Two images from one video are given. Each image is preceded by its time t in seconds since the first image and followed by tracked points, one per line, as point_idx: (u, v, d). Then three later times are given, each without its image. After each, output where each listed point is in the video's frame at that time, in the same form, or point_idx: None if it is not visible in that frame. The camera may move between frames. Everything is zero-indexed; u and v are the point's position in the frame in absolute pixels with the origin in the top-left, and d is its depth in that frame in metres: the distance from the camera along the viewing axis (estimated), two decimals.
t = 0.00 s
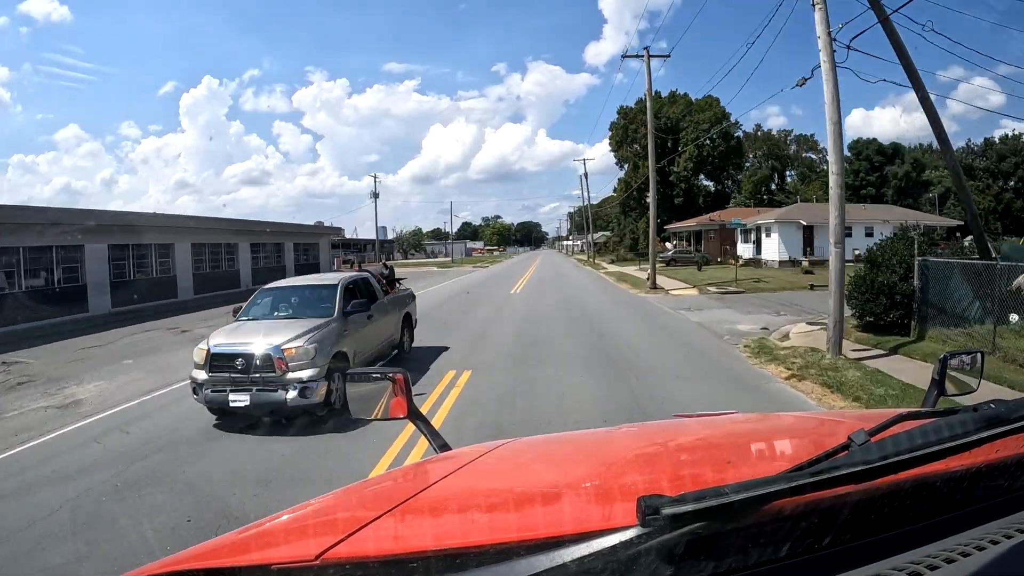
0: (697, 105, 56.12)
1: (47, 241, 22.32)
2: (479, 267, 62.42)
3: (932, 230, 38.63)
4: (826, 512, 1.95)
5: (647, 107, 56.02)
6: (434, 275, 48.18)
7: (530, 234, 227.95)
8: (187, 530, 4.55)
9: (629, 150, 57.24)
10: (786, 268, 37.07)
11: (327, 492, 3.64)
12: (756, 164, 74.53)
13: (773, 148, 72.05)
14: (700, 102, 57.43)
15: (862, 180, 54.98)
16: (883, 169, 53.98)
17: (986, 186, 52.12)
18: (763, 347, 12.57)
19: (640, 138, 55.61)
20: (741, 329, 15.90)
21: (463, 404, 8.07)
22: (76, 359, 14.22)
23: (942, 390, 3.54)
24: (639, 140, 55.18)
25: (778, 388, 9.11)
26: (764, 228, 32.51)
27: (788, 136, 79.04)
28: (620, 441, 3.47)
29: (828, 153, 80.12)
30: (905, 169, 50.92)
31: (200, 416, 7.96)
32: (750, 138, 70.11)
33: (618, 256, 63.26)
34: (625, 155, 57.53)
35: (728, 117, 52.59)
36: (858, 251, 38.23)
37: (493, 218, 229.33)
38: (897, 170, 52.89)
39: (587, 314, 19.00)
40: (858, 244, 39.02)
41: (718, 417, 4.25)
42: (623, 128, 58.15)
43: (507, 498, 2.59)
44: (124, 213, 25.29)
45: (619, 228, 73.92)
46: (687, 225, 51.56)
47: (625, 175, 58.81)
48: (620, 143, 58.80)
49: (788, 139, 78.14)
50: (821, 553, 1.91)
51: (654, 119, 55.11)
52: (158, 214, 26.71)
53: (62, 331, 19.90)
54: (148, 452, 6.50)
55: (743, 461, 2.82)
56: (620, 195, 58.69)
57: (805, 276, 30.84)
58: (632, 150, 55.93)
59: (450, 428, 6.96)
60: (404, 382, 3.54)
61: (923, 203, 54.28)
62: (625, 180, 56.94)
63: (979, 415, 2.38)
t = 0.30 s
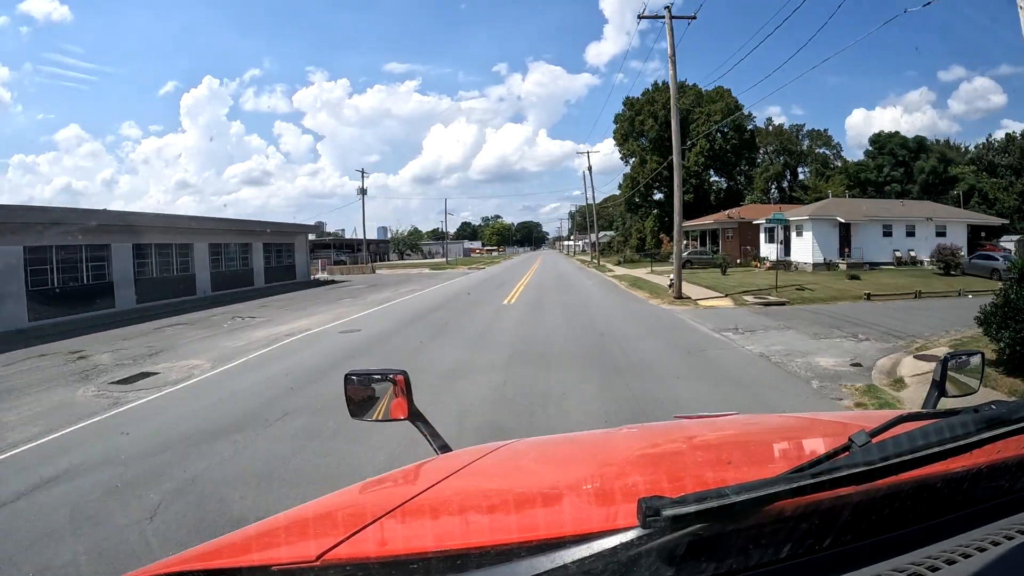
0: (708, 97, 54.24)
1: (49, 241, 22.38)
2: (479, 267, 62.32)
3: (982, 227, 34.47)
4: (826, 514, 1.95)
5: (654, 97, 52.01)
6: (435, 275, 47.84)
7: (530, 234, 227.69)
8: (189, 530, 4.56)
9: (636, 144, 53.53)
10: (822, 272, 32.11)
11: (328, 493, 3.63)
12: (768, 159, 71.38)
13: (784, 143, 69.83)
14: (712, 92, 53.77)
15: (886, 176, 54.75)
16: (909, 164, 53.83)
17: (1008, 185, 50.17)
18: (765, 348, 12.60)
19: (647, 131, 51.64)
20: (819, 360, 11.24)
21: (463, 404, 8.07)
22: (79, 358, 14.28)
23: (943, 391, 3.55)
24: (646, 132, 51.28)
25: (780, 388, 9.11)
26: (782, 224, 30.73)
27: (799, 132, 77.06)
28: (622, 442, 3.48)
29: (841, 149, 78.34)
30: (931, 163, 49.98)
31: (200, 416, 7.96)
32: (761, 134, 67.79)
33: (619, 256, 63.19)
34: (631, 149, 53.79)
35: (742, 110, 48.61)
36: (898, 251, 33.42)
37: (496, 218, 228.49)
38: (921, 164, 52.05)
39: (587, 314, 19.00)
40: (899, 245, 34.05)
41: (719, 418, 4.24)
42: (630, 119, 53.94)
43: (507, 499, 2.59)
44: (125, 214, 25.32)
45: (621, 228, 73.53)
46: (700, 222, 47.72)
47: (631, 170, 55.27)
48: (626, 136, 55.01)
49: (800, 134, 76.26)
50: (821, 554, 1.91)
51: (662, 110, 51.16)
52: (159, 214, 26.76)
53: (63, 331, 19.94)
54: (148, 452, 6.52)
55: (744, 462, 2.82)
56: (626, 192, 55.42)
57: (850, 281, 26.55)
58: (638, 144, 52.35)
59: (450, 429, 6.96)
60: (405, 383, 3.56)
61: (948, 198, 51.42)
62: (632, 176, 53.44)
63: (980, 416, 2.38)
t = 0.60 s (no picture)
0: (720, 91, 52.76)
1: (51, 242, 22.44)
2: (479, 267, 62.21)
3: None
4: (827, 513, 1.96)
5: (662, 86, 50.15)
6: (435, 275, 47.60)
7: (530, 234, 227.31)
8: (190, 529, 4.57)
9: (643, 137, 51.48)
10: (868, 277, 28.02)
11: (328, 493, 3.63)
12: (782, 154, 67.23)
13: (798, 136, 65.88)
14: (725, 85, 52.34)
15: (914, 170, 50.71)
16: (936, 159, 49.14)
17: None
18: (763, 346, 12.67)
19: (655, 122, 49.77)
20: (820, 360, 11.21)
21: (464, 404, 8.05)
22: (79, 359, 14.31)
23: (944, 390, 3.55)
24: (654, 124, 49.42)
25: (781, 388, 9.09)
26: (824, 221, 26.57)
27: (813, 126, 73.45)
28: (622, 442, 3.47)
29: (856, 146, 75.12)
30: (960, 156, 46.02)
31: (201, 416, 7.97)
32: (775, 127, 63.91)
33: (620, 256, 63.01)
34: (639, 141, 51.69)
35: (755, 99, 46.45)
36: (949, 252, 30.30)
37: (497, 217, 227.90)
38: (950, 159, 48.15)
39: (588, 314, 18.96)
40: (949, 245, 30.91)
41: (719, 418, 4.23)
42: (637, 110, 52.15)
43: (508, 498, 2.59)
44: (125, 214, 25.34)
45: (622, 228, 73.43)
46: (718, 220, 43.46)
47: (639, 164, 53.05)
48: (633, 128, 53.07)
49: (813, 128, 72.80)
50: (822, 553, 1.91)
51: (671, 100, 49.28)
52: (159, 215, 26.80)
53: (64, 331, 19.98)
54: (149, 452, 6.53)
55: (745, 461, 2.82)
56: (634, 187, 53.04)
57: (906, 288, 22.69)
58: (646, 136, 50.41)
59: (450, 429, 6.94)
60: (405, 383, 3.56)
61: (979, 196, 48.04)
62: (639, 170, 51.42)
63: (981, 415, 2.38)
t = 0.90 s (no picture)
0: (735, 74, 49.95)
1: (51, 241, 22.44)
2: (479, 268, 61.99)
3: None
4: (827, 510, 1.96)
5: (672, 74, 48.13)
6: (434, 275, 47.32)
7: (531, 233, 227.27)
8: (190, 527, 4.58)
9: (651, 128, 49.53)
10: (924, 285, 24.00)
11: (329, 491, 3.63)
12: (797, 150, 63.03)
13: (816, 130, 61.77)
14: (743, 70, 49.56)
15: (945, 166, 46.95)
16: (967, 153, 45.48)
17: None
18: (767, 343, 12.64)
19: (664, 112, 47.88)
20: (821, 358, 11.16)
21: (464, 403, 8.04)
22: (79, 358, 14.30)
23: (944, 389, 3.56)
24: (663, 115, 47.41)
25: (780, 387, 9.08)
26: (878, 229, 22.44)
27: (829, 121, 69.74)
28: (622, 440, 3.47)
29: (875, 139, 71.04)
30: (996, 150, 42.63)
31: (200, 415, 7.96)
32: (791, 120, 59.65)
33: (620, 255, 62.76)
34: (646, 133, 49.70)
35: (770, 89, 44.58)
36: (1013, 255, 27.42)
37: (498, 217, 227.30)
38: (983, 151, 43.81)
39: (589, 313, 18.88)
40: (1011, 247, 27.91)
41: (719, 416, 4.22)
42: (644, 99, 50.06)
43: (509, 497, 2.59)
44: (124, 214, 25.29)
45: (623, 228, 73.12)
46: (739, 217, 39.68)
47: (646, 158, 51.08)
48: (640, 119, 50.94)
49: (828, 122, 69.16)
50: (823, 552, 1.91)
51: (682, 89, 47.28)
52: (159, 214, 26.76)
53: (63, 331, 19.96)
54: (147, 451, 6.51)
55: (745, 460, 2.81)
56: (640, 182, 51.06)
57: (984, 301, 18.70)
58: (655, 129, 48.44)
59: (449, 429, 6.92)
60: (406, 381, 3.56)
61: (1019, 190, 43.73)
62: (646, 164, 49.48)
63: (981, 414, 2.38)
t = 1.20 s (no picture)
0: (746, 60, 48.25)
1: (51, 243, 22.44)
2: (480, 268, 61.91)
3: None
4: (829, 509, 1.96)
5: (684, 60, 46.61)
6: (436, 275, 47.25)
7: (531, 233, 227.09)
8: (192, 529, 4.59)
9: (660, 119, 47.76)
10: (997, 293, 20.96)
11: (331, 493, 3.64)
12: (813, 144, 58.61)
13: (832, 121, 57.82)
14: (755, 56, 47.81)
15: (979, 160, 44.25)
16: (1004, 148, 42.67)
17: None
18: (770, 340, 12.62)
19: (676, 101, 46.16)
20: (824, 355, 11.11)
21: (466, 404, 8.05)
22: (83, 358, 14.36)
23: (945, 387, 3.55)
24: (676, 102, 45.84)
25: (783, 386, 9.07)
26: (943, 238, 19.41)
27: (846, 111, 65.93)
28: (623, 440, 3.48)
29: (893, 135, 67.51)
30: None
31: (202, 417, 7.97)
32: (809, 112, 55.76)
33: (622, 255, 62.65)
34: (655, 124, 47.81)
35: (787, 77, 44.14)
36: None
37: (498, 217, 226.73)
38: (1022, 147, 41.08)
39: (590, 313, 18.93)
40: None
41: (721, 416, 4.23)
42: (654, 88, 48.16)
43: (511, 498, 2.60)
44: (125, 215, 25.26)
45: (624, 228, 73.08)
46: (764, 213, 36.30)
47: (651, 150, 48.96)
48: (647, 109, 49.05)
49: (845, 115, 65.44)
50: (826, 551, 1.92)
51: (695, 75, 45.88)
52: (159, 215, 26.74)
53: (64, 332, 19.97)
54: (152, 453, 6.55)
55: (747, 460, 2.82)
56: (647, 176, 48.87)
57: None
58: (666, 117, 46.60)
59: (451, 430, 6.91)
60: (407, 383, 3.56)
61: None
62: (656, 156, 46.99)
63: (982, 411, 2.38)
